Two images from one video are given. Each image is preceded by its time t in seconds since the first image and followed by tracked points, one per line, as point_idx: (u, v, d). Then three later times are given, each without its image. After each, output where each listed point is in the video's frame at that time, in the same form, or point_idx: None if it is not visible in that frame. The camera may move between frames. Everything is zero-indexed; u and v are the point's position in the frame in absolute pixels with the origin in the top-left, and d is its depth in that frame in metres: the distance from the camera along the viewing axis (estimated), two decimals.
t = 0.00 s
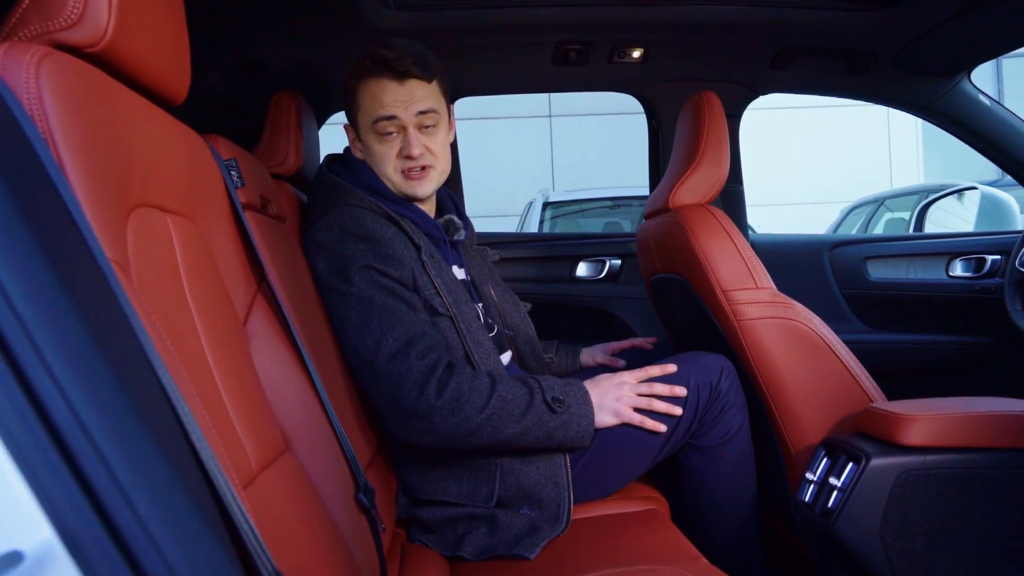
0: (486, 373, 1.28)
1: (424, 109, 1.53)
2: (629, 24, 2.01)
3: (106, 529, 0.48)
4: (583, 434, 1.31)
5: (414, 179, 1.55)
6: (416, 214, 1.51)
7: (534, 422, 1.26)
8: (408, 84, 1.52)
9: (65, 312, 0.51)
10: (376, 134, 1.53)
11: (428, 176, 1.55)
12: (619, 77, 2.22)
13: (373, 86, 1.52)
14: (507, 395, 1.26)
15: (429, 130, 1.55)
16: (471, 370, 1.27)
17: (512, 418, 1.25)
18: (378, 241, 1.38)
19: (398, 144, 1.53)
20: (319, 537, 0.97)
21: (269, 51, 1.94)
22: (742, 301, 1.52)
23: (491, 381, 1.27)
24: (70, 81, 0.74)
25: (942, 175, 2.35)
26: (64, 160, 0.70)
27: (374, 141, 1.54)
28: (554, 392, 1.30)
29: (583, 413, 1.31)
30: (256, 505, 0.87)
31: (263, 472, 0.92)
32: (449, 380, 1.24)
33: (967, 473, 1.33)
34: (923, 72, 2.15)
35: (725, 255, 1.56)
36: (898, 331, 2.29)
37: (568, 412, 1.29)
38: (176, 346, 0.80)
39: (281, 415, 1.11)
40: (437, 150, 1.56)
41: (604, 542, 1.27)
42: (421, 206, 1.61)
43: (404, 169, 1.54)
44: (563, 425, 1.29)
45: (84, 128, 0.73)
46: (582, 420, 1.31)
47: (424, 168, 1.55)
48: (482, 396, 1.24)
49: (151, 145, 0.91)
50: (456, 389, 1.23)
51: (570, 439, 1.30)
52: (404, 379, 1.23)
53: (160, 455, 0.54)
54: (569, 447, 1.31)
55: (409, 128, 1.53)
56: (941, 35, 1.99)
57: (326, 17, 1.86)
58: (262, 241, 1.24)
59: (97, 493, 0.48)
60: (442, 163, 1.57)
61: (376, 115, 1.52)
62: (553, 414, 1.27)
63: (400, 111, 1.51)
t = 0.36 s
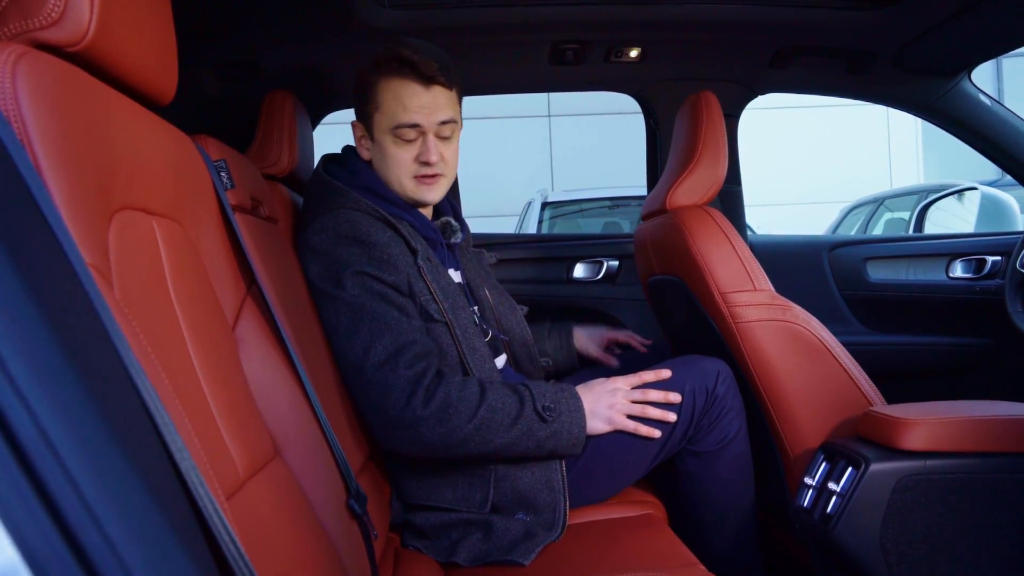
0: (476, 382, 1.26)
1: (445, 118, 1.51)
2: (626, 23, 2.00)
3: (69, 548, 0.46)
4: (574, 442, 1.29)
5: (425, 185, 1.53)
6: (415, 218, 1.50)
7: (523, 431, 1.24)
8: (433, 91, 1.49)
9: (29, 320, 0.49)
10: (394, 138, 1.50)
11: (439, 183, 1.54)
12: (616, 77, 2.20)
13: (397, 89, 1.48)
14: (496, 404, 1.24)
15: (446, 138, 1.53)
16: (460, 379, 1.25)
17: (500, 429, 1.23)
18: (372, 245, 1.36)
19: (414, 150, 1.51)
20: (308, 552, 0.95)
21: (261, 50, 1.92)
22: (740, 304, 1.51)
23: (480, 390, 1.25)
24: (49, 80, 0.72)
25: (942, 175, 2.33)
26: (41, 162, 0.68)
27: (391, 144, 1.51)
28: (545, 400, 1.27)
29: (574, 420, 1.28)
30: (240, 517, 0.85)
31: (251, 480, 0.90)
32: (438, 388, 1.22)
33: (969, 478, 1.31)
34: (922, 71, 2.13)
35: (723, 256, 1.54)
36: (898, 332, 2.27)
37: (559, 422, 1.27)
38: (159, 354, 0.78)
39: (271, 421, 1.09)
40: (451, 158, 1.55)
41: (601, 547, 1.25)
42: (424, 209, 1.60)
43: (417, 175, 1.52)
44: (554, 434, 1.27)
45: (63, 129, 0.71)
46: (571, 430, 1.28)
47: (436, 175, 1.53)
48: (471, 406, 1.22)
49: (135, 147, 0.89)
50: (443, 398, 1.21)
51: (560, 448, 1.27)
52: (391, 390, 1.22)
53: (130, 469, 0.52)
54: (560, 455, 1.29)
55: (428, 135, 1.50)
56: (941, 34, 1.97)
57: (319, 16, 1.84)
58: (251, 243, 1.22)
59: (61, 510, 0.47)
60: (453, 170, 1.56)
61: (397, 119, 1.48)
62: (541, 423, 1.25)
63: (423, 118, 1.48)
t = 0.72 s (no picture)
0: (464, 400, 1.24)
1: (474, 123, 1.54)
2: (624, 25, 1.98)
3: (31, 559, 0.48)
4: (558, 489, 1.21)
5: (450, 186, 1.55)
6: (421, 216, 1.50)
7: (500, 461, 1.20)
8: (464, 96, 1.51)
9: None
10: (426, 138, 1.50)
11: (460, 184, 1.57)
12: (613, 80, 2.19)
13: (433, 91, 1.48)
14: (477, 427, 1.21)
15: (470, 142, 1.56)
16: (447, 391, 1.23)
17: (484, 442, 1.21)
18: (374, 241, 1.34)
19: (444, 152, 1.52)
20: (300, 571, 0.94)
21: (256, 51, 1.91)
22: (737, 309, 1.50)
23: (466, 409, 1.23)
24: (30, 90, 0.71)
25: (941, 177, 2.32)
26: (24, 172, 0.67)
27: (421, 145, 1.50)
28: (532, 438, 1.21)
29: (563, 467, 1.20)
30: (225, 526, 0.84)
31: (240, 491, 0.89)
32: (413, 395, 1.21)
33: (967, 486, 1.30)
34: (922, 73, 2.12)
35: (721, 261, 1.53)
36: (898, 336, 2.25)
37: (543, 459, 1.21)
38: (144, 364, 0.77)
39: (263, 429, 1.08)
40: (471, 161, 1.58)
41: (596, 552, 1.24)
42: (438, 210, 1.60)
43: (443, 177, 1.53)
44: (534, 475, 1.20)
45: (46, 139, 0.70)
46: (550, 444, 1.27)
47: (461, 177, 1.56)
48: (449, 421, 1.20)
49: (124, 155, 0.88)
50: (417, 406, 1.20)
51: (541, 492, 1.20)
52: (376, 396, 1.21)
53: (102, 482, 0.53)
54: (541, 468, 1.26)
55: (458, 139, 1.52)
56: (940, 37, 1.96)
57: (315, 17, 1.83)
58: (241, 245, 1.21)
59: (22, 517, 0.49)
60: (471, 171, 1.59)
61: (433, 121, 1.48)
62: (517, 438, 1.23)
63: (457, 122, 1.50)
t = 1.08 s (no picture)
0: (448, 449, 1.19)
1: (508, 140, 1.40)
2: (624, 25, 1.97)
3: (15, 568, 0.47)
4: None
5: (474, 202, 1.43)
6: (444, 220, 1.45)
7: (449, 529, 1.13)
8: (501, 110, 1.37)
9: None
10: (454, 154, 1.38)
11: (488, 199, 1.45)
12: (614, 81, 2.18)
13: (467, 106, 1.34)
14: (446, 487, 1.15)
15: (504, 156, 1.43)
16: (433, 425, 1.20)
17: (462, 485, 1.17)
18: (383, 244, 1.30)
19: (470, 168, 1.40)
20: None
21: (254, 50, 1.90)
22: (739, 312, 1.49)
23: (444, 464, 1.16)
24: (23, 91, 0.70)
25: (943, 178, 2.31)
26: (16, 174, 0.66)
27: (449, 159, 1.39)
28: (487, 524, 1.13)
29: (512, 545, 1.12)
30: (223, 532, 0.83)
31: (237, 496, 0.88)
32: (396, 425, 1.18)
33: (970, 490, 1.29)
34: (924, 74, 2.11)
35: (722, 263, 1.52)
36: (899, 338, 2.24)
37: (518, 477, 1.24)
38: (140, 370, 0.76)
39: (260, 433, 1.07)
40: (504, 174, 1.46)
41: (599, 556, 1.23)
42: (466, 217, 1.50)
43: (471, 192, 1.42)
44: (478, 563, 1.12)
45: (40, 140, 0.69)
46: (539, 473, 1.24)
47: (488, 193, 1.44)
48: (421, 467, 1.16)
49: (120, 156, 0.87)
50: (395, 438, 1.18)
51: None
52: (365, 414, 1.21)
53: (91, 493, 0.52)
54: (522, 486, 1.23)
55: (488, 156, 1.39)
56: (942, 37, 1.95)
57: (314, 16, 1.82)
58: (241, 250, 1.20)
59: (10, 531, 0.48)
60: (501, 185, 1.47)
61: (462, 138, 1.36)
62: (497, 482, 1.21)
63: (490, 139, 1.37)
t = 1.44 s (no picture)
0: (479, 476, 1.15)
1: (604, 161, 1.22)
2: (626, 26, 1.97)
3: None
4: None
5: (554, 222, 1.25)
6: (502, 227, 1.28)
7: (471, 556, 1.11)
8: (604, 128, 1.20)
9: None
10: (547, 168, 1.20)
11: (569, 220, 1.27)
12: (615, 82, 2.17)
13: (570, 117, 1.17)
14: (473, 516, 1.12)
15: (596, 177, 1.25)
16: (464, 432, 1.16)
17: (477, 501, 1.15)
18: (436, 259, 1.19)
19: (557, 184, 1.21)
20: None
21: (254, 51, 1.89)
22: (740, 315, 1.48)
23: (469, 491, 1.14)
24: (18, 94, 0.69)
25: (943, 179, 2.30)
26: (10, 180, 0.65)
27: (539, 173, 1.20)
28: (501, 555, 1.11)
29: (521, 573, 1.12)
30: (223, 541, 0.82)
31: (237, 504, 0.87)
32: (438, 443, 1.14)
33: (974, 495, 1.28)
34: (925, 74, 2.10)
35: (724, 266, 1.52)
36: (900, 339, 2.23)
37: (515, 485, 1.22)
38: (137, 378, 0.75)
39: (260, 439, 1.07)
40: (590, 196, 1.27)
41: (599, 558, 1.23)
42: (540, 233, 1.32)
43: (553, 211, 1.24)
44: None
45: (35, 144, 0.68)
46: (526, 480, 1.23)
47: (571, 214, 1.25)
48: (450, 490, 1.13)
49: (117, 160, 0.86)
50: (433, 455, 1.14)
51: None
52: (401, 435, 1.15)
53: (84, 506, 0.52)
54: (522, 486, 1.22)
55: (582, 175, 1.21)
56: (944, 39, 1.94)
57: (314, 17, 1.81)
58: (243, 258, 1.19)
59: None
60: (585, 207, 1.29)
61: (561, 152, 1.17)
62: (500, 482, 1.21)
63: (587, 158, 1.19)
